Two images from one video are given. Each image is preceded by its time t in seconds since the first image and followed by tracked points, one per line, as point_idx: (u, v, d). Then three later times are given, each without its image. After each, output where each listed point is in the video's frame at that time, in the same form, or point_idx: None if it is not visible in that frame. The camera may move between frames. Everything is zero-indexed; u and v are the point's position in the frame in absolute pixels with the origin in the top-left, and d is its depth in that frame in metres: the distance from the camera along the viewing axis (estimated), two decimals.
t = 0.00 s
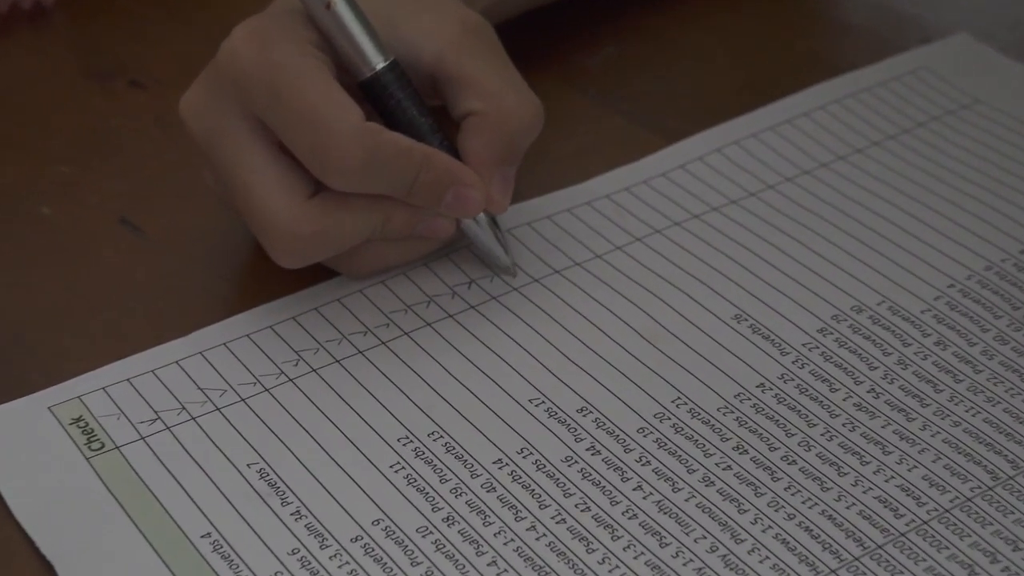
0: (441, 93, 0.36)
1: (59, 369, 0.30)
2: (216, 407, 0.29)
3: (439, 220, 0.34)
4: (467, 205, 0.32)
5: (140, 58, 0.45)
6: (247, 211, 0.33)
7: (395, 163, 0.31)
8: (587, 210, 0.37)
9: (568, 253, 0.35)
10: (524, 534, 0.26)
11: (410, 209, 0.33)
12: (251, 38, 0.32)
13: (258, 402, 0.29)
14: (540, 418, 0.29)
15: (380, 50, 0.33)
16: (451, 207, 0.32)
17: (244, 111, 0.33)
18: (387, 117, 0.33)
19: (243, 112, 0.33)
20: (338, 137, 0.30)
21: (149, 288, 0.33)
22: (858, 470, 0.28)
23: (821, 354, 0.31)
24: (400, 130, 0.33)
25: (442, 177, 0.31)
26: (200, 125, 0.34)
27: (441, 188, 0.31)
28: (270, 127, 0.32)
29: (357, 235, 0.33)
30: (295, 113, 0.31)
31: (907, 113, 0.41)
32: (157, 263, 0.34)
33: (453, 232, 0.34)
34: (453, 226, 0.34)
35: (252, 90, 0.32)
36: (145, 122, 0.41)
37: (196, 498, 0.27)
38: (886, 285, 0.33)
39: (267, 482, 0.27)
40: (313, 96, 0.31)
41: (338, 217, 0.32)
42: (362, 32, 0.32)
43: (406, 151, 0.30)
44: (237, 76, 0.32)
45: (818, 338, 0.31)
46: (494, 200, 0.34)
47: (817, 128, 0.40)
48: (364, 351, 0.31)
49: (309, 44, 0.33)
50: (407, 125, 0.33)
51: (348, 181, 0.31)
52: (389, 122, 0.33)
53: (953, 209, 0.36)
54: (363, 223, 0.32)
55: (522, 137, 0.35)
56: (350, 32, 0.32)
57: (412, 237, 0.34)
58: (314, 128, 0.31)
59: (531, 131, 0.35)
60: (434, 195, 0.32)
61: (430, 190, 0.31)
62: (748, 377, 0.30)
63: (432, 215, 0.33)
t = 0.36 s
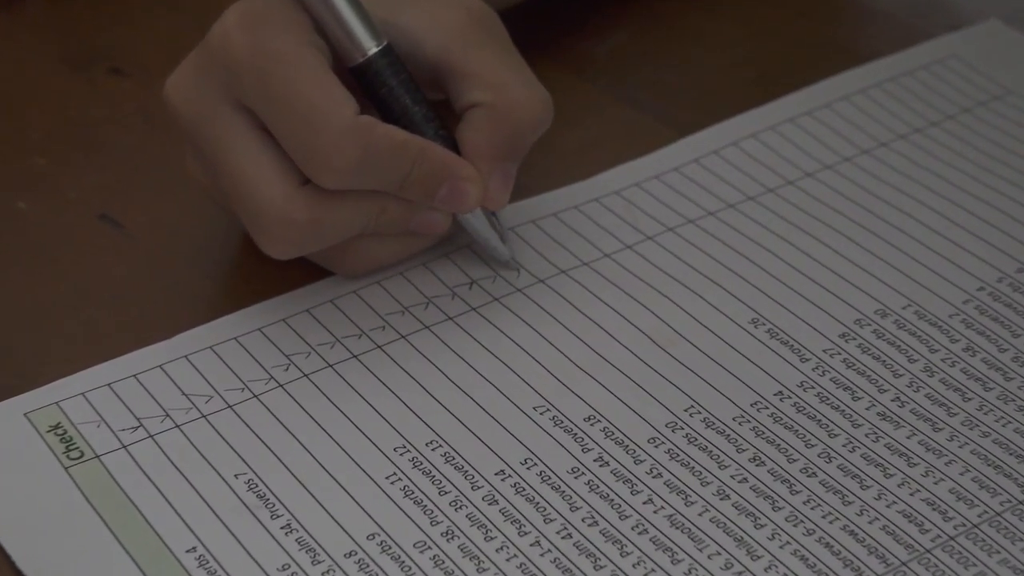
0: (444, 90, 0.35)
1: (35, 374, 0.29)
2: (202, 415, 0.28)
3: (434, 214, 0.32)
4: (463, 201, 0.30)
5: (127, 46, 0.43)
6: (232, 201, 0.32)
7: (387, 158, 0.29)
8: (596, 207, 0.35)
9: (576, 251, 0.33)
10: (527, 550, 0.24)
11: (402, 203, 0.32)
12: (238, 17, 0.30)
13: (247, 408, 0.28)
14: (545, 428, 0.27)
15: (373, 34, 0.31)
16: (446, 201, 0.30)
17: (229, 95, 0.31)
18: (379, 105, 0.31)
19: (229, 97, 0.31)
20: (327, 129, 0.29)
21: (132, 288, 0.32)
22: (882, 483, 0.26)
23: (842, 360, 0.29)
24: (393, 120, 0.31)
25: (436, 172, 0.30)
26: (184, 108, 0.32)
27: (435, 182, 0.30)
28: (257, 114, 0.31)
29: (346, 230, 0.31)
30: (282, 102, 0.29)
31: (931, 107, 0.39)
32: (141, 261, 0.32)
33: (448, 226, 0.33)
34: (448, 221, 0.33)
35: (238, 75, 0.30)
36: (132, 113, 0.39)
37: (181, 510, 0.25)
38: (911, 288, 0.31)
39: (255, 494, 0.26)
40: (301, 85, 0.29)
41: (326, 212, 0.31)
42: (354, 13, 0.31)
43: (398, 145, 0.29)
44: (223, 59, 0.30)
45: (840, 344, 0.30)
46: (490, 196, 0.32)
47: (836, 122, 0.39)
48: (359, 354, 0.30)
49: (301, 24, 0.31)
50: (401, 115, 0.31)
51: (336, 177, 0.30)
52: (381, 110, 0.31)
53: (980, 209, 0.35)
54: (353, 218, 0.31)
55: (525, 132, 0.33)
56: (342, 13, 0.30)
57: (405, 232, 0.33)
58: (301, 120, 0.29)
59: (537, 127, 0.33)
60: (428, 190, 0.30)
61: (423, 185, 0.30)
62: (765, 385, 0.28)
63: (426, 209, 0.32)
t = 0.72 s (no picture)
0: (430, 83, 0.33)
1: (8, 380, 0.27)
2: (183, 423, 0.26)
3: (418, 214, 0.31)
4: (446, 202, 0.29)
5: (110, 34, 0.41)
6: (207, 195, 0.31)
7: (364, 156, 0.28)
8: (602, 204, 0.34)
9: (579, 251, 0.32)
10: (528, 568, 0.23)
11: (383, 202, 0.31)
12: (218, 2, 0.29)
13: (231, 417, 0.26)
14: (548, 438, 0.26)
15: (359, 21, 0.29)
16: (428, 202, 0.29)
17: (207, 85, 0.30)
18: (364, 97, 0.29)
19: (207, 87, 0.30)
20: (301, 124, 0.28)
21: (112, 290, 0.30)
22: (903, 495, 0.24)
23: (861, 367, 0.28)
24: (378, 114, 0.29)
25: (417, 172, 0.28)
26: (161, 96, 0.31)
27: (416, 182, 0.28)
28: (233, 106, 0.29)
29: (324, 229, 0.30)
30: (257, 95, 0.28)
31: (953, 97, 0.38)
32: (122, 261, 0.31)
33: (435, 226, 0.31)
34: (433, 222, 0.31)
35: (215, 64, 0.29)
36: (115, 104, 0.37)
37: (161, 525, 0.24)
38: (934, 289, 0.30)
39: (240, 507, 0.24)
40: (278, 78, 0.28)
41: (302, 209, 0.30)
42: None
43: (376, 143, 0.28)
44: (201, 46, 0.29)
45: (860, 349, 0.28)
46: (477, 198, 0.30)
47: (854, 115, 0.37)
48: (348, 360, 0.28)
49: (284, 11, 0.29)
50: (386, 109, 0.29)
51: (310, 175, 0.28)
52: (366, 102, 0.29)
53: (1005, 206, 0.33)
54: (330, 217, 0.30)
55: (517, 135, 0.31)
56: None
57: (390, 231, 0.31)
58: (275, 114, 0.28)
59: (529, 130, 0.32)
60: (409, 190, 0.29)
61: (403, 185, 0.29)
62: (780, 393, 0.27)
63: (411, 209, 0.31)
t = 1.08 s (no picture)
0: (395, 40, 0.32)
1: None
2: (164, 436, 0.25)
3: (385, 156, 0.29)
4: (410, 134, 0.27)
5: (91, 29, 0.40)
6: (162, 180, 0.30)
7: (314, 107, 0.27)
8: (607, 200, 0.32)
9: (583, 250, 0.30)
10: None
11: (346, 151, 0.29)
12: None
13: (215, 429, 0.25)
14: (550, 450, 0.24)
15: None
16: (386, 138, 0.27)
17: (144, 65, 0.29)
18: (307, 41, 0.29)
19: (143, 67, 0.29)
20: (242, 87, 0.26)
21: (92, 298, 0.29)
22: (926, 510, 0.23)
23: (883, 373, 0.26)
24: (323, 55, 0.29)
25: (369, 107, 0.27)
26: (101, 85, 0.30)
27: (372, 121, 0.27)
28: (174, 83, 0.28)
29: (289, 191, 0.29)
30: (195, 65, 0.27)
31: (972, 89, 0.36)
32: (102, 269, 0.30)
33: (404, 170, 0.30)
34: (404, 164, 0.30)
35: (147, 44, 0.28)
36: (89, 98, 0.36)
37: (140, 545, 0.22)
38: (958, 291, 0.29)
39: (225, 525, 0.23)
40: (211, 41, 0.26)
41: (263, 176, 0.29)
42: None
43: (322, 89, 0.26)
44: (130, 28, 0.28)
45: (881, 355, 0.27)
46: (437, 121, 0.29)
47: (872, 106, 0.35)
48: (339, 367, 0.27)
49: None
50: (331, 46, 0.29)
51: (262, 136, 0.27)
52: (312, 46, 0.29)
53: None
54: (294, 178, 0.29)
55: (467, 52, 0.30)
56: None
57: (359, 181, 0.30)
58: (216, 80, 0.27)
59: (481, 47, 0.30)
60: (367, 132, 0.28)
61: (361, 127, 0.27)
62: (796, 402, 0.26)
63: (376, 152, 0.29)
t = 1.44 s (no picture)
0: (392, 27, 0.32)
1: None
2: (161, 440, 0.24)
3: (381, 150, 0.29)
4: (402, 128, 0.27)
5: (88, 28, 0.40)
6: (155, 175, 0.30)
7: (305, 102, 0.26)
8: (609, 199, 0.32)
9: (585, 250, 0.30)
10: None
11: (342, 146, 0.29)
12: None
13: (213, 433, 0.25)
14: (553, 453, 0.24)
15: None
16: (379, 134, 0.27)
17: (137, 60, 0.28)
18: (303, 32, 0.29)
19: (136, 62, 0.28)
20: (232, 82, 0.26)
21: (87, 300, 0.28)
22: (933, 513, 0.23)
23: (889, 374, 0.26)
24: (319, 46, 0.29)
25: (362, 105, 0.27)
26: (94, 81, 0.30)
27: (365, 116, 0.27)
28: (166, 78, 0.28)
29: (285, 186, 0.29)
30: (185, 59, 0.26)
31: (978, 86, 0.36)
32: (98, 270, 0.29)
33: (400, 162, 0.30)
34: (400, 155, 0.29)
35: (138, 38, 0.27)
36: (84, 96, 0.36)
37: (136, 550, 0.22)
38: (964, 290, 0.28)
39: (223, 531, 0.22)
40: (201, 36, 0.26)
41: (257, 170, 0.28)
42: None
43: (313, 84, 0.26)
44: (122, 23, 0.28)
45: (887, 355, 0.26)
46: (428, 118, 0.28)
47: (877, 103, 0.35)
48: (337, 369, 0.27)
49: None
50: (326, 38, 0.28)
51: (254, 133, 0.27)
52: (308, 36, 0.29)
53: None
54: (289, 173, 0.29)
55: (461, 41, 0.29)
56: None
57: (358, 175, 0.30)
58: (206, 75, 0.26)
59: (477, 33, 0.29)
60: (360, 127, 0.27)
61: (354, 123, 0.27)
62: (801, 403, 0.25)
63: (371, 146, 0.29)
